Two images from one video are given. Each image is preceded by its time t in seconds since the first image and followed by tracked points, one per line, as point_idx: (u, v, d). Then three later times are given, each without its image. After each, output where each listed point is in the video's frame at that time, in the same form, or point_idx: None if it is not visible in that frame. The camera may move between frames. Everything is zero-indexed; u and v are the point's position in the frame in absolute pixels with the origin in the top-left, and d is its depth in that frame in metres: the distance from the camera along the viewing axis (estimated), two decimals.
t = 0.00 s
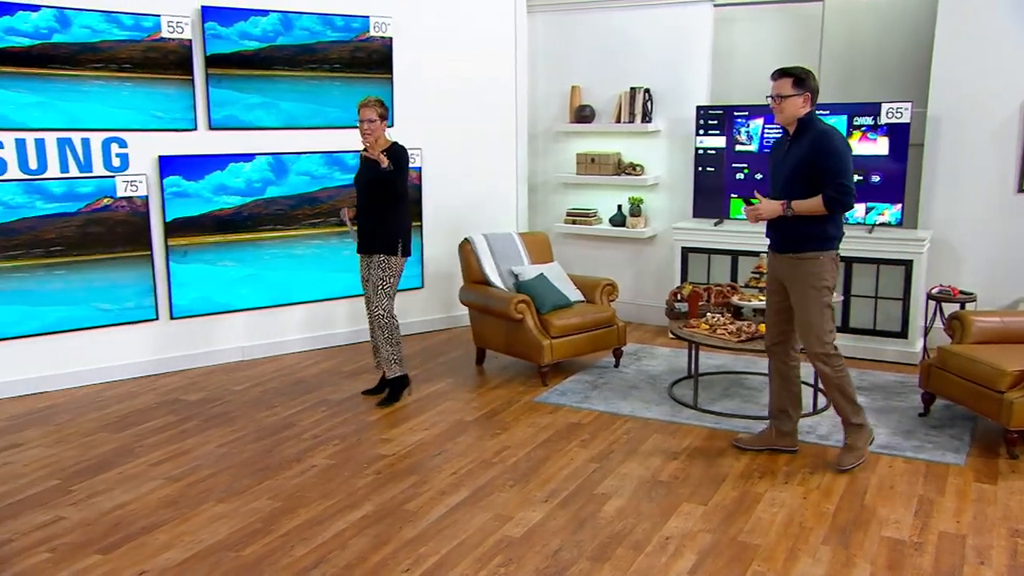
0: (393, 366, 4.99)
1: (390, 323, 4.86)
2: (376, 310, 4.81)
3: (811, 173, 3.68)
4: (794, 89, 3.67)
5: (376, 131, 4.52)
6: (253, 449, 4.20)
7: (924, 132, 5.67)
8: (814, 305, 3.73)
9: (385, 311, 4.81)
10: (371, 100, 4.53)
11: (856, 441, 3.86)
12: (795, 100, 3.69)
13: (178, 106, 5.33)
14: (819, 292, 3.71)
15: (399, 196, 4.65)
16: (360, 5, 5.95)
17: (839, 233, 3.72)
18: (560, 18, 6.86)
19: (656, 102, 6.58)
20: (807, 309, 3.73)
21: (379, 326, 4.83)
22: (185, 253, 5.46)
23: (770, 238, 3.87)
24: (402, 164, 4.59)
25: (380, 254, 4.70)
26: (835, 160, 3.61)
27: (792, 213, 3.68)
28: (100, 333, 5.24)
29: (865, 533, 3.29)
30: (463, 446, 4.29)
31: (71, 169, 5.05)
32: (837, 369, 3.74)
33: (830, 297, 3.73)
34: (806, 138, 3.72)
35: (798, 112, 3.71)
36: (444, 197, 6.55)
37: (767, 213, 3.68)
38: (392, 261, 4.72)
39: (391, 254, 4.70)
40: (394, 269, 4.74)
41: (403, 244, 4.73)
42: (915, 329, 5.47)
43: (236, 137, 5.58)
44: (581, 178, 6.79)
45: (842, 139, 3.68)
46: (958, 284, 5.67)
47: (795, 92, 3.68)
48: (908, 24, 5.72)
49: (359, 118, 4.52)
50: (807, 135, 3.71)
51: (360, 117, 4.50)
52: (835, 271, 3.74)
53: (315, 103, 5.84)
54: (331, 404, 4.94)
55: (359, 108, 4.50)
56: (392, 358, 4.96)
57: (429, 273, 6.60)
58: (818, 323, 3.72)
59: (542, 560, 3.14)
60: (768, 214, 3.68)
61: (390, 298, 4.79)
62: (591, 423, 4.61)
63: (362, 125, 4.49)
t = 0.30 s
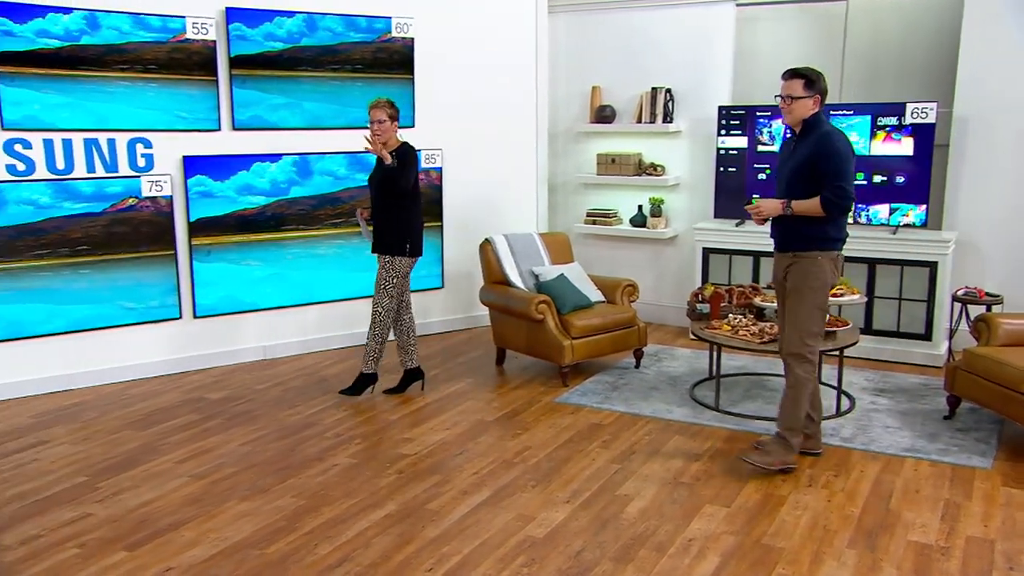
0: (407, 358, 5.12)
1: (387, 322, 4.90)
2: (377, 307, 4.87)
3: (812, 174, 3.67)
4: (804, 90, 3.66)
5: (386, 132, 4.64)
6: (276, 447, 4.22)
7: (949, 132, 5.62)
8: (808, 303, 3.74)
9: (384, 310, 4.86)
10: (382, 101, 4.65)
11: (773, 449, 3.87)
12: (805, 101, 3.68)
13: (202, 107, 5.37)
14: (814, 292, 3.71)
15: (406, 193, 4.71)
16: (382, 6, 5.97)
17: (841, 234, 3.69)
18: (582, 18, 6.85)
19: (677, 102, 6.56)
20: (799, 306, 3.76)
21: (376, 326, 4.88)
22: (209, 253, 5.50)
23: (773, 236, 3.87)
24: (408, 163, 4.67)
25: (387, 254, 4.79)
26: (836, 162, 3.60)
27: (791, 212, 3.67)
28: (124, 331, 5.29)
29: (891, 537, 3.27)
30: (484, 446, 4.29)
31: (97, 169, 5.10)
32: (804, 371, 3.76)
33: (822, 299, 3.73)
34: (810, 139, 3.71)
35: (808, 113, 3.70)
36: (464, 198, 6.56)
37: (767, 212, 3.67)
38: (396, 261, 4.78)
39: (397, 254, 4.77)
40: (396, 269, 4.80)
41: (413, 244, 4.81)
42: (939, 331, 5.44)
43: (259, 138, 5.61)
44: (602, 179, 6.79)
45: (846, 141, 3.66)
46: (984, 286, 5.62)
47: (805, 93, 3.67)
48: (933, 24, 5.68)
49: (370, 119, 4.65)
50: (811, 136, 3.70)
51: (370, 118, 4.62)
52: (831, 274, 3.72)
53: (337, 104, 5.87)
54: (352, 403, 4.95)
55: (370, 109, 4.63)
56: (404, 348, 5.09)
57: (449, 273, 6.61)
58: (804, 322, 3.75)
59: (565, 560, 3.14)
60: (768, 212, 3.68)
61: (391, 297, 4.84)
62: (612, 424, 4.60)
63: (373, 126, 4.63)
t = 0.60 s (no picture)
0: (425, 357, 5.10)
1: (390, 323, 4.91)
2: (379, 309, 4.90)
3: (808, 179, 3.76)
4: (804, 93, 3.74)
5: (390, 134, 4.68)
6: (296, 446, 4.24)
7: (972, 132, 5.57)
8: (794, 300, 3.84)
9: (386, 311, 4.87)
10: (388, 104, 4.69)
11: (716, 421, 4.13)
12: (804, 105, 3.76)
13: (222, 107, 5.40)
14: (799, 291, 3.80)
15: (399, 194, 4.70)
16: (400, 6, 5.98)
17: (840, 236, 3.78)
18: (600, 18, 6.84)
19: (695, 102, 6.53)
20: (784, 301, 3.86)
21: (383, 328, 4.91)
22: (228, 253, 5.53)
23: (777, 238, 3.99)
24: (407, 165, 4.71)
25: (388, 255, 4.81)
26: (831, 167, 3.68)
27: (790, 219, 3.79)
28: (144, 330, 5.32)
29: (914, 540, 3.25)
30: (502, 446, 4.29)
31: (119, 169, 5.14)
32: (763, 360, 3.92)
33: (807, 298, 3.83)
34: (806, 143, 3.79)
35: (808, 115, 3.79)
36: (481, 197, 6.56)
37: (767, 219, 3.74)
38: (392, 264, 4.83)
39: (395, 255, 4.80)
40: (394, 270, 4.84)
41: (411, 245, 4.81)
42: (961, 333, 5.39)
43: (278, 138, 5.64)
44: (619, 179, 6.77)
45: (842, 144, 3.74)
46: (1006, 287, 5.57)
47: (804, 97, 3.75)
48: (954, 23, 5.63)
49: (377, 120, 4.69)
50: (808, 140, 3.78)
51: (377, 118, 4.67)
52: (819, 273, 3.79)
53: (356, 104, 5.89)
54: (370, 403, 4.97)
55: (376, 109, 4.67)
56: (420, 347, 5.06)
57: (466, 273, 6.62)
58: (782, 317, 3.87)
59: (585, 561, 3.13)
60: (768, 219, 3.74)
61: (390, 298, 4.86)
62: (630, 425, 4.60)
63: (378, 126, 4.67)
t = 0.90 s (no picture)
0: (425, 354, 5.11)
1: (394, 322, 4.92)
2: (382, 309, 4.90)
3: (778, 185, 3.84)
4: (783, 98, 3.78)
5: (388, 135, 4.66)
6: (311, 446, 4.26)
7: (989, 131, 5.54)
8: (777, 306, 3.90)
9: (388, 310, 4.88)
10: (383, 104, 4.65)
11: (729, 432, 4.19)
12: (784, 110, 3.81)
13: (238, 108, 5.42)
14: (782, 297, 3.86)
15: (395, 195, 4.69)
16: (414, 7, 5.99)
17: (811, 241, 3.82)
18: (613, 18, 6.83)
19: (710, 102, 6.51)
20: (772, 308, 3.92)
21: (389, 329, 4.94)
22: (243, 253, 5.55)
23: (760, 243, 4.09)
24: (405, 165, 4.70)
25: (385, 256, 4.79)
26: (794, 174, 3.75)
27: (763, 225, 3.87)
28: (160, 329, 5.35)
29: (932, 543, 3.23)
30: (517, 447, 4.30)
31: (136, 169, 5.16)
32: (761, 370, 3.99)
33: (791, 304, 3.87)
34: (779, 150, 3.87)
35: (789, 121, 3.83)
36: (494, 197, 6.56)
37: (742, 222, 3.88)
38: (389, 263, 4.79)
39: (390, 255, 4.77)
40: (391, 270, 4.80)
41: (406, 245, 4.77)
42: (977, 334, 5.36)
43: (293, 139, 5.65)
44: (632, 180, 6.76)
45: (811, 151, 3.77)
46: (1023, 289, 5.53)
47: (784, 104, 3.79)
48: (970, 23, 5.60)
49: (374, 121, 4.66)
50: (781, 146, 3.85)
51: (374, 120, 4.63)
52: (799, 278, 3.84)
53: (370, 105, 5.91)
54: (384, 403, 4.98)
55: (374, 110, 4.63)
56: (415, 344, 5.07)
57: (479, 274, 6.62)
58: (769, 325, 3.93)
59: (601, 562, 3.13)
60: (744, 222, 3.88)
61: (391, 297, 4.86)
62: (645, 426, 4.59)
63: (376, 128, 4.64)
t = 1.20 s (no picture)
0: (402, 365, 5.05)
1: (404, 321, 4.95)
2: (391, 309, 4.91)
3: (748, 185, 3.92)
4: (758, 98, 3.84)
5: (385, 134, 4.70)
6: (325, 445, 4.27)
7: (1005, 131, 5.51)
8: (750, 304, 3.97)
9: (400, 310, 4.89)
10: (381, 104, 4.69)
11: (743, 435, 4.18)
12: (759, 109, 3.86)
13: (252, 108, 5.44)
14: (757, 296, 3.92)
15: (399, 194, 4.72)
16: (427, 8, 5.99)
17: (775, 242, 3.87)
18: (626, 18, 6.81)
19: (723, 103, 6.50)
20: (746, 307, 3.99)
21: (397, 327, 4.94)
22: (257, 253, 5.57)
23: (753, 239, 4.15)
24: (405, 164, 4.71)
25: (388, 256, 4.83)
26: (751, 177, 3.82)
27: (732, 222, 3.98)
28: (174, 329, 5.37)
29: (949, 546, 3.22)
30: (530, 447, 4.29)
31: (151, 170, 5.18)
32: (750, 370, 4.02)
33: (760, 302, 3.93)
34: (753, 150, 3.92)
35: (765, 120, 3.88)
36: (506, 198, 6.57)
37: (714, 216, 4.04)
38: (399, 262, 4.83)
39: (395, 254, 4.81)
40: (398, 269, 4.84)
41: (411, 244, 4.82)
42: (993, 336, 5.34)
43: (306, 139, 5.67)
44: (645, 180, 6.75)
45: (773, 154, 3.79)
46: None
47: (759, 103, 3.85)
48: (986, 22, 5.57)
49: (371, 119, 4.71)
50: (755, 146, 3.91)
51: (371, 118, 4.69)
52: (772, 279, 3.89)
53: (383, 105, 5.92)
54: (397, 403, 4.98)
55: (370, 109, 4.68)
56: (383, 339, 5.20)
57: (491, 274, 6.62)
58: (749, 324, 3.99)
59: (616, 563, 3.13)
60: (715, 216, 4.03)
61: (403, 296, 4.90)
62: (658, 427, 4.58)
63: (374, 127, 4.69)
